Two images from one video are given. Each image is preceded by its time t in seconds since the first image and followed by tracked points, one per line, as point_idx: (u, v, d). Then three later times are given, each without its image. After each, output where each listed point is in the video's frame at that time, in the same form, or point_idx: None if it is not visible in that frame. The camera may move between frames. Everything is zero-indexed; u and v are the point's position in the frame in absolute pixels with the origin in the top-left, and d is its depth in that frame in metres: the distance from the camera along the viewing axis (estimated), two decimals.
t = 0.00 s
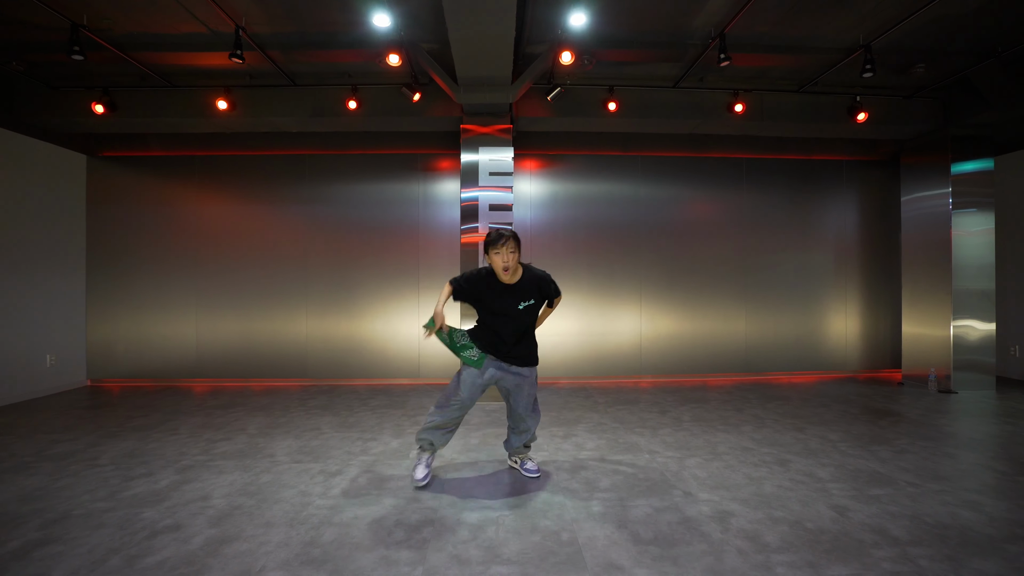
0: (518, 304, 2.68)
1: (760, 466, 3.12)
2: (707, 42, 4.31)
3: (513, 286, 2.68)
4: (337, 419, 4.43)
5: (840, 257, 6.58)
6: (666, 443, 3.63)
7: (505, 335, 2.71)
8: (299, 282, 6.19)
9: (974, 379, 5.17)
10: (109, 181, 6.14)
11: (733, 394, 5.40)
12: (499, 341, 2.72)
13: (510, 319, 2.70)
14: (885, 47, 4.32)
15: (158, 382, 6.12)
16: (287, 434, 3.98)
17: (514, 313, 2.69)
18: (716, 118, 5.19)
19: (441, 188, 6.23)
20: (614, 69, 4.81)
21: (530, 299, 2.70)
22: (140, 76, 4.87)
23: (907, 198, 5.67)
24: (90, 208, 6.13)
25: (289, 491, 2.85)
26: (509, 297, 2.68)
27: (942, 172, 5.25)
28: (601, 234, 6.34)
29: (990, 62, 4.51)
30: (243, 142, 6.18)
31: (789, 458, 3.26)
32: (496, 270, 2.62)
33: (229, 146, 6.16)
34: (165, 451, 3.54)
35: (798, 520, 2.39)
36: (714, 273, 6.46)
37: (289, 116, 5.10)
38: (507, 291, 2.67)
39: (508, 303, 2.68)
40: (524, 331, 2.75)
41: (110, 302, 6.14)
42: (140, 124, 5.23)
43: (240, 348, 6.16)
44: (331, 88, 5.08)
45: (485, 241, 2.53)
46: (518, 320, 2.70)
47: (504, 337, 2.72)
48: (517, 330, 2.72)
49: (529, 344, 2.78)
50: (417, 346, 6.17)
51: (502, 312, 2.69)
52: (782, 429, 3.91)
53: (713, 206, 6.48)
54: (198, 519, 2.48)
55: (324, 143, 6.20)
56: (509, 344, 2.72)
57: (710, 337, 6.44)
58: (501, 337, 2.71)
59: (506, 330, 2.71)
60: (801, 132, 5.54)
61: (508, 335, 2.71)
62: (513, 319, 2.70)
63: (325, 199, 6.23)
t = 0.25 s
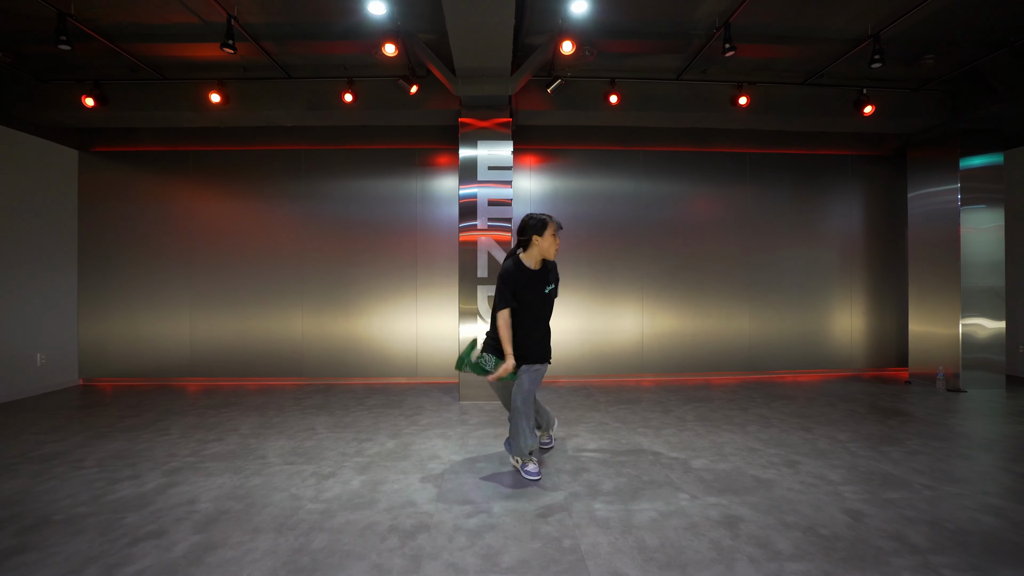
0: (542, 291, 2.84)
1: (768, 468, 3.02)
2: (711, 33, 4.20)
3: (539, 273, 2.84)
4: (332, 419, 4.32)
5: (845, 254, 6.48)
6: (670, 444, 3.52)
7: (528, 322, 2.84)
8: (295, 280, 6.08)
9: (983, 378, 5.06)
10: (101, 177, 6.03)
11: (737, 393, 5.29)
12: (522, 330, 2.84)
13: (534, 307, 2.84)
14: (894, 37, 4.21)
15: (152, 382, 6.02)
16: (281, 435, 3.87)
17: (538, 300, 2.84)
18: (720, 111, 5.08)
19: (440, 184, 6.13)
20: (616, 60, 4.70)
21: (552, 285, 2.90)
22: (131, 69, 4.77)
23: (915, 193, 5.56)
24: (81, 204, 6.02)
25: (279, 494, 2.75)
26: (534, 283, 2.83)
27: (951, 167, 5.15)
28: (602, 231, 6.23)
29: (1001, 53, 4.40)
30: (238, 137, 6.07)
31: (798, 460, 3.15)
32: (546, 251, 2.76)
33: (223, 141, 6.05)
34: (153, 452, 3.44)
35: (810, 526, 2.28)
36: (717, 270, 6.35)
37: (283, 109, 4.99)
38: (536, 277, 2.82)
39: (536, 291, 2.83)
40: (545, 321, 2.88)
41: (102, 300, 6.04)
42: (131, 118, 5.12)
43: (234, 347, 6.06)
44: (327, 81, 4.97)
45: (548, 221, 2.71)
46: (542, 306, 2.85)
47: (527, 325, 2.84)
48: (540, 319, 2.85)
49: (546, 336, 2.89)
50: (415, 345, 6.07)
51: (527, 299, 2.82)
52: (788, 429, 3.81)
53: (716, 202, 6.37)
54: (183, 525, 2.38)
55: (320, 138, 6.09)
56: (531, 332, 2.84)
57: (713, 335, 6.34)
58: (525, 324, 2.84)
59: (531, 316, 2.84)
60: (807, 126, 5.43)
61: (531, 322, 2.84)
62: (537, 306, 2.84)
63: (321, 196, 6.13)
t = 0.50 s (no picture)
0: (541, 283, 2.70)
1: (783, 476, 2.82)
2: (719, 16, 4.00)
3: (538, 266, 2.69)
4: (322, 422, 4.13)
5: (855, 250, 6.28)
6: (677, 449, 3.32)
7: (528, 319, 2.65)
8: (287, 277, 5.88)
9: (1000, 378, 4.86)
10: (85, 170, 5.83)
11: (744, 394, 5.10)
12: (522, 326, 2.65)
13: (533, 303, 2.67)
14: (912, 21, 4.00)
15: (139, 382, 5.83)
16: (266, 439, 3.67)
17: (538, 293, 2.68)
18: (727, 101, 4.87)
19: (436, 178, 5.93)
20: (619, 47, 4.50)
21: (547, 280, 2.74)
22: (113, 56, 4.56)
23: (927, 188, 5.38)
24: (65, 199, 5.82)
25: (258, 506, 2.55)
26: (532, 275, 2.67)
27: (967, 159, 4.94)
28: (604, 227, 6.03)
29: None
30: (227, 129, 5.87)
31: (814, 467, 2.96)
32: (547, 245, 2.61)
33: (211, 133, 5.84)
34: (129, 459, 3.24)
35: (834, 543, 2.08)
36: (722, 267, 6.15)
37: (272, 98, 4.78)
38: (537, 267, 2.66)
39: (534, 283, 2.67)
40: (545, 318, 2.72)
41: (87, 297, 5.84)
42: (114, 108, 4.91)
43: (224, 346, 5.86)
44: (317, 69, 4.77)
45: (545, 214, 2.55)
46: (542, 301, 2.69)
47: (528, 323, 2.66)
48: (540, 316, 2.68)
49: (548, 335, 2.72)
50: (410, 344, 5.87)
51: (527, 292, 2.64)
52: (801, 433, 3.61)
53: (721, 196, 6.16)
54: (150, 541, 2.18)
55: (311, 130, 5.88)
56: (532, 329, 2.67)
57: (718, 334, 6.14)
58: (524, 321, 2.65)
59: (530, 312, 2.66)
60: (817, 116, 5.22)
61: (531, 319, 2.66)
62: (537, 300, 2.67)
63: (313, 189, 5.92)
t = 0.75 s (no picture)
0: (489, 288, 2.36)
1: (795, 488, 2.65)
2: (725, 3, 3.82)
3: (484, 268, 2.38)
4: (311, 427, 3.96)
5: (862, 248, 6.11)
6: (681, 458, 3.16)
7: (486, 331, 2.41)
8: (278, 275, 5.72)
9: (1015, 381, 4.70)
10: (70, 166, 5.66)
11: (749, 397, 4.93)
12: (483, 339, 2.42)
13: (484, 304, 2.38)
14: (926, 8, 3.83)
15: (126, 384, 5.66)
16: (251, 446, 3.51)
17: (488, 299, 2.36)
18: (732, 93, 4.70)
19: (432, 174, 5.76)
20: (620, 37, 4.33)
21: (501, 278, 2.36)
22: (94, 47, 4.40)
23: (938, 185, 5.21)
24: (50, 196, 5.65)
25: (236, 522, 2.38)
26: (476, 280, 2.37)
27: (981, 153, 4.77)
28: (605, 224, 5.86)
29: None
30: (216, 123, 5.70)
31: (827, 478, 2.79)
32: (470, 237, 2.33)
33: (200, 128, 5.68)
34: (105, 468, 3.08)
35: (855, 565, 1.91)
36: (726, 265, 5.98)
37: (260, 91, 4.61)
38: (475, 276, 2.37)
39: (478, 289, 2.36)
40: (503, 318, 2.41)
41: (73, 297, 5.68)
42: (97, 102, 4.75)
43: (213, 347, 5.70)
44: (307, 60, 4.60)
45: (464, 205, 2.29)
46: (496, 306, 2.37)
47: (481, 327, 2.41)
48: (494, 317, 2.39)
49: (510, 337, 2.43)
50: (405, 345, 5.71)
51: (476, 301, 2.37)
52: (811, 440, 3.45)
53: (725, 193, 5.99)
54: (114, 563, 2.02)
55: (303, 125, 5.71)
56: (495, 340, 2.41)
57: (722, 334, 5.97)
58: (485, 333, 2.41)
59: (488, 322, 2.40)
60: (825, 110, 5.05)
61: (491, 328, 2.41)
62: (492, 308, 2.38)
63: (305, 186, 5.76)
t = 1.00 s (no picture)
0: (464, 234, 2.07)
1: (799, 494, 2.59)
2: None
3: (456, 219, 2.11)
4: (305, 431, 3.89)
5: (864, 248, 6.04)
6: (682, 462, 3.09)
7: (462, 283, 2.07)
8: (273, 276, 5.65)
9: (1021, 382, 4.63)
10: (62, 165, 5.59)
11: (751, 399, 4.86)
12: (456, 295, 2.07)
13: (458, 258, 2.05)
14: (931, 3, 3.76)
15: (119, 386, 5.59)
16: (243, 451, 3.43)
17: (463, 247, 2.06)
18: (733, 90, 4.63)
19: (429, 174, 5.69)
20: (619, 33, 4.25)
21: (473, 227, 2.09)
22: (84, 43, 4.32)
23: (941, 184, 5.15)
24: (42, 196, 5.58)
25: (224, 531, 2.31)
26: (444, 234, 2.08)
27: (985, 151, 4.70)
28: (604, 223, 5.79)
29: None
30: (210, 122, 5.63)
31: (831, 484, 2.72)
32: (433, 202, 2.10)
33: (194, 127, 5.61)
34: (92, 474, 3.01)
35: None
36: (727, 265, 5.91)
37: (253, 89, 4.54)
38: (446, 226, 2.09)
39: (450, 238, 2.08)
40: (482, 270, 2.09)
41: (65, 298, 5.60)
42: (87, 100, 4.67)
43: (208, 348, 5.62)
44: (301, 57, 4.52)
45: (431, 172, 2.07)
46: (472, 254, 2.06)
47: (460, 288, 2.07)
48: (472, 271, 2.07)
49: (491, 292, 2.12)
50: (402, 346, 5.63)
51: (448, 251, 2.05)
52: (814, 444, 3.38)
53: (725, 192, 5.93)
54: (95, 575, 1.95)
55: (298, 123, 5.64)
56: (471, 294, 2.08)
57: (723, 335, 5.91)
58: (459, 287, 2.07)
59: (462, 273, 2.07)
60: (827, 108, 4.98)
61: (469, 286, 2.08)
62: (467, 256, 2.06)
63: (300, 185, 5.68)
